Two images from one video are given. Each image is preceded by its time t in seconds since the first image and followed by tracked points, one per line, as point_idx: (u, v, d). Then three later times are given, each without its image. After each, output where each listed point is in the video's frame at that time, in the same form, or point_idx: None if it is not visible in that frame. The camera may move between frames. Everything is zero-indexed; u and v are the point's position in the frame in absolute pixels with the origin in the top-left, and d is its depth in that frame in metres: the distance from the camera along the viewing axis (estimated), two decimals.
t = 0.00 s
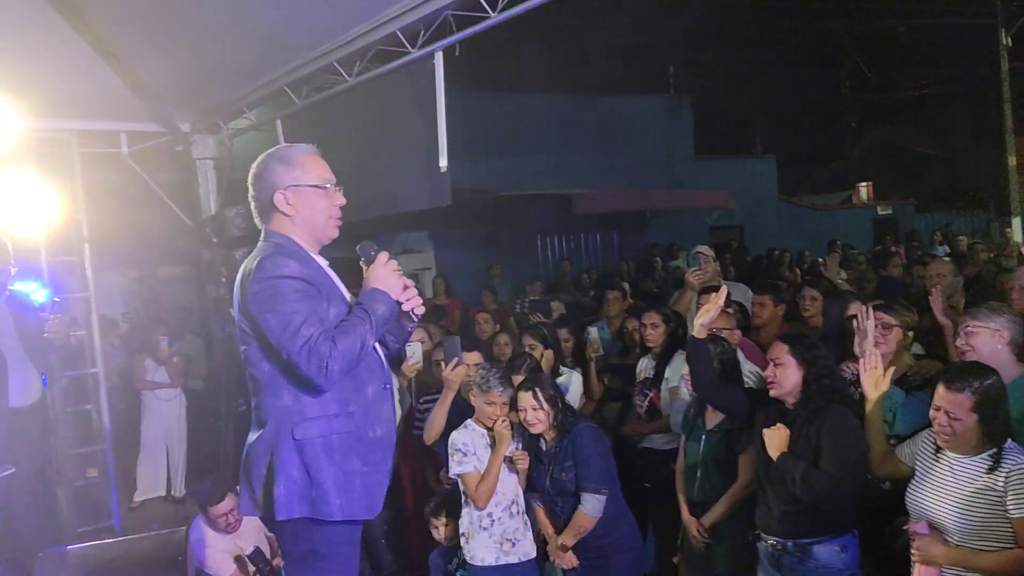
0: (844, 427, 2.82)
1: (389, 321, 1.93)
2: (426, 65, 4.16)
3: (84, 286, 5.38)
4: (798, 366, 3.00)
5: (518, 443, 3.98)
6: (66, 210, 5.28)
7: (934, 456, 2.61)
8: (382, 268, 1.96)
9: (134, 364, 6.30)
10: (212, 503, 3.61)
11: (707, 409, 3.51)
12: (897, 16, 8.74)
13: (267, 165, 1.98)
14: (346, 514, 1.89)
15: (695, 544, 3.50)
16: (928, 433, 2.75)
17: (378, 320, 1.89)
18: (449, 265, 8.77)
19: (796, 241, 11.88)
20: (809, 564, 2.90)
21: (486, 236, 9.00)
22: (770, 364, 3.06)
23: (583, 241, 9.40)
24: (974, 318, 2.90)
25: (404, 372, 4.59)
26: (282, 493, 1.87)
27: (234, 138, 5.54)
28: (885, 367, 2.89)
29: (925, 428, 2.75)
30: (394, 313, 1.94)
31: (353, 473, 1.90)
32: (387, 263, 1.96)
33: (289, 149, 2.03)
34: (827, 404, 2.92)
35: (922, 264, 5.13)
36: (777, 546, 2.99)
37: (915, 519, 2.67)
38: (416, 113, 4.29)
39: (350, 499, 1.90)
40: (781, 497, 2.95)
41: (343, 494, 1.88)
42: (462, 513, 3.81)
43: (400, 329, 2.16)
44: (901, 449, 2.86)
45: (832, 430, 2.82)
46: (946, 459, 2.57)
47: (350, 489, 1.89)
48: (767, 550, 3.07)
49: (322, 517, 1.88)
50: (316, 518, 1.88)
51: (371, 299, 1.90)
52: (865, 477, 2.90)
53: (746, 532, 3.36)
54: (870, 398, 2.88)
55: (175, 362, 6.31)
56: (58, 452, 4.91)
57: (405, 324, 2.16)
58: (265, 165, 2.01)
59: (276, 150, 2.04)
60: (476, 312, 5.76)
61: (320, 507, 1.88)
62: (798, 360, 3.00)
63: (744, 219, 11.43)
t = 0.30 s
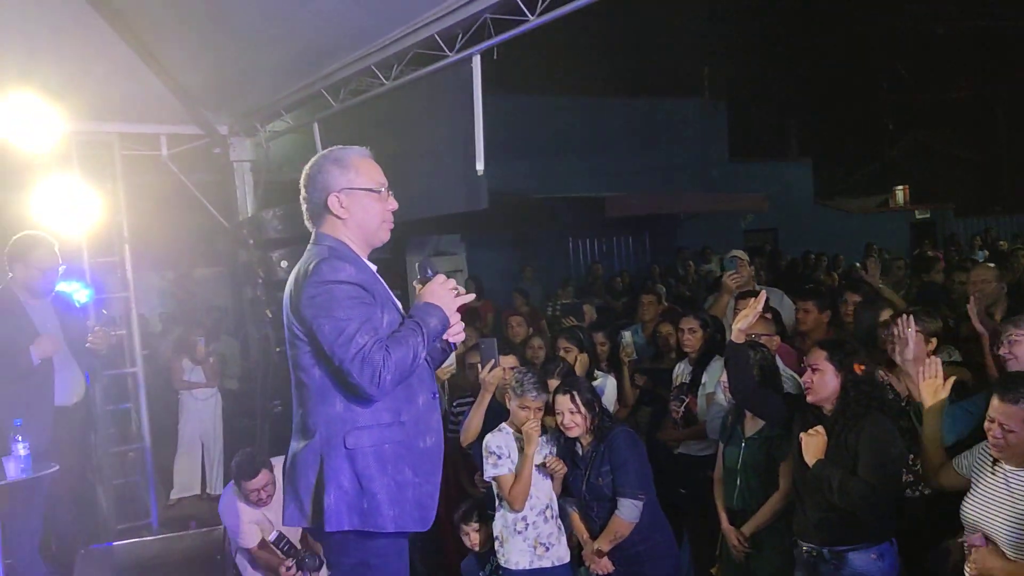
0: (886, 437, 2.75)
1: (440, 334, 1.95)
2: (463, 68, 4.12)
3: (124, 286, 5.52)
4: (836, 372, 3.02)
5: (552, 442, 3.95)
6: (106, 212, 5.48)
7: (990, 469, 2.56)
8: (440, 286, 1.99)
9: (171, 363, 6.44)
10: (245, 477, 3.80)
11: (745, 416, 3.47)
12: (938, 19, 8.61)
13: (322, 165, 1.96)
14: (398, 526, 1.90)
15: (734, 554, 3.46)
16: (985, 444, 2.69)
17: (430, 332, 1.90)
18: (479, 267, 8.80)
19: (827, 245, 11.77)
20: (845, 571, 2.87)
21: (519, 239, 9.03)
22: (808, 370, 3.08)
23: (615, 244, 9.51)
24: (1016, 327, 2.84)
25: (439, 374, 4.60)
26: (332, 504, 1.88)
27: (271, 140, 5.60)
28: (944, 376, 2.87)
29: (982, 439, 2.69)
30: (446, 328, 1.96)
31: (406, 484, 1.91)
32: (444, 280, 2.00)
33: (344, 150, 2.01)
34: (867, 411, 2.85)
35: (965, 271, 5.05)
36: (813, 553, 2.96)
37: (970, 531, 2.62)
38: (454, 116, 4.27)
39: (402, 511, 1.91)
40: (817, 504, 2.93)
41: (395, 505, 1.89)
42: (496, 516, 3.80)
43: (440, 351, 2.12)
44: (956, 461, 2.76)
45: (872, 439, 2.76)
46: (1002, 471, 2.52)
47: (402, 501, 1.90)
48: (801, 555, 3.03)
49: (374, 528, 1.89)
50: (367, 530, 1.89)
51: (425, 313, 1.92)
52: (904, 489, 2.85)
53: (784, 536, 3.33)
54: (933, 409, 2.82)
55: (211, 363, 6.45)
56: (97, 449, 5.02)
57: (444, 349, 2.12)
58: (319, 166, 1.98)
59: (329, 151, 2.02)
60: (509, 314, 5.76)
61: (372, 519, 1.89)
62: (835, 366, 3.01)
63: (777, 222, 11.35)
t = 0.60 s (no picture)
0: (918, 444, 2.77)
1: (465, 360, 1.91)
2: (498, 69, 4.10)
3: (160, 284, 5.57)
4: (868, 376, 2.94)
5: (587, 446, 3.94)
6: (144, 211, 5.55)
7: None
8: (475, 313, 1.97)
9: (207, 361, 6.54)
10: (281, 441, 3.69)
11: (779, 420, 3.44)
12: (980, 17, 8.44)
13: (357, 167, 1.95)
14: (427, 528, 1.89)
15: (768, 560, 3.42)
16: None
17: (454, 354, 1.86)
18: (510, 267, 8.82)
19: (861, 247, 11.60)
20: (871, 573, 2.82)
21: (549, 239, 9.04)
22: (837, 373, 3.01)
23: (646, 245, 9.50)
24: None
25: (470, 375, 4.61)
26: (361, 504, 1.87)
27: (305, 141, 5.65)
28: (998, 381, 2.76)
29: None
30: (474, 353, 1.92)
31: (435, 487, 1.89)
32: (481, 309, 1.98)
33: (380, 152, 2.00)
34: (896, 416, 2.86)
35: (1007, 274, 4.94)
36: (840, 554, 2.92)
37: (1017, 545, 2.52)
38: (488, 117, 4.26)
39: (431, 513, 1.89)
40: (847, 506, 2.89)
41: (424, 507, 1.87)
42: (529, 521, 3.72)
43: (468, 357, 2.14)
44: (1005, 468, 2.72)
45: (905, 445, 2.77)
46: None
47: (431, 503, 1.88)
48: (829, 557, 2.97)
49: (402, 529, 1.87)
50: (396, 531, 1.88)
51: (453, 335, 1.89)
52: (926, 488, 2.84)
53: (813, 540, 3.26)
54: (982, 412, 2.74)
55: (246, 361, 6.53)
56: (134, 445, 5.12)
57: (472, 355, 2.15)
58: (355, 167, 1.97)
59: (366, 153, 2.00)
60: (541, 315, 5.75)
61: (400, 521, 1.87)
62: (868, 369, 2.92)
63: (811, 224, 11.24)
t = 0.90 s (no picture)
0: (946, 443, 2.73)
1: (468, 402, 1.82)
2: (528, 66, 4.07)
3: (190, 281, 5.62)
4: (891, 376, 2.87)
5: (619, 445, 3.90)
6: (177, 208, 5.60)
7: None
8: (496, 365, 1.89)
9: (238, 358, 6.62)
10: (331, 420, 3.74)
11: (809, 421, 3.40)
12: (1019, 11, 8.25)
13: (383, 166, 1.93)
14: (436, 531, 1.83)
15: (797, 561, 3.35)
16: None
17: (454, 392, 1.78)
18: (538, 265, 8.82)
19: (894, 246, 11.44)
20: (896, 570, 2.80)
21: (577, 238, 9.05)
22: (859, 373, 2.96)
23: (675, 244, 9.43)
24: None
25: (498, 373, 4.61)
26: (369, 504, 1.83)
27: (336, 139, 5.67)
28: None
29: None
30: (480, 399, 1.83)
31: (445, 489, 1.84)
32: (503, 362, 1.89)
33: (407, 152, 1.98)
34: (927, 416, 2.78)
35: None
36: (864, 550, 2.88)
37: None
38: (517, 115, 4.24)
39: (441, 515, 1.84)
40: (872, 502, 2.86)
41: (432, 509, 1.82)
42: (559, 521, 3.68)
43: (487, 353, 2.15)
44: None
45: (930, 445, 2.72)
46: None
47: (440, 505, 1.83)
48: (853, 554, 2.94)
49: (410, 531, 1.83)
50: (404, 533, 1.83)
51: (462, 374, 1.81)
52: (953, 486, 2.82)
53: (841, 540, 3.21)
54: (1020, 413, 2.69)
55: (276, 358, 6.59)
56: (166, 439, 5.17)
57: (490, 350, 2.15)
58: (381, 166, 1.96)
59: (394, 152, 1.99)
60: (570, 313, 5.73)
61: (408, 522, 1.82)
62: (891, 370, 2.86)
63: (842, 223, 11.10)
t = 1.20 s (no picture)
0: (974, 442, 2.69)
1: (498, 404, 1.79)
2: (552, 62, 4.04)
3: (217, 277, 5.67)
4: (917, 376, 2.76)
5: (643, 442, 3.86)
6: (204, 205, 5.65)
7: None
8: (526, 365, 1.86)
9: (263, 354, 6.68)
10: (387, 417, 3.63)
11: (835, 418, 3.33)
12: None
13: (408, 162, 1.89)
14: (469, 531, 1.81)
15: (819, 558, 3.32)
16: None
17: (485, 394, 1.75)
18: (562, 262, 8.83)
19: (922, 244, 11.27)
20: (920, 568, 2.76)
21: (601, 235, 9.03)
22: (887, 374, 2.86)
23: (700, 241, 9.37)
24: None
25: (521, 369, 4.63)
26: (401, 505, 1.81)
27: (360, 135, 5.70)
28: None
29: None
30: (511, 399, 1.80)
31: (477, 488, 1.82)
32: (533, 364, 1.86)
33: (432, 148, 1.94)
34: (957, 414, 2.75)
35: None
36: (886, 548, 2.84)
37: None
38: (540, 111, 4.22)
39: (473, 515, 1.82)
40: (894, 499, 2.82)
41: (465, 510, 1.80)
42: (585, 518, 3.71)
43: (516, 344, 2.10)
44: None
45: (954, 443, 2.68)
46: None
47: (473, 505, 1.81)
48: (873, 552, 2.90)
49: (442, 531, 1.81)
50: (436, 534, 1.81)
51: (492, 375, 1.78)
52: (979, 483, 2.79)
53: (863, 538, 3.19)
54: None
55: (300, 353, 6.64)
56: (192, 434, 5.23)
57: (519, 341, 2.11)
58: (405, 163, 1.92)
59: (418, 148, 1.95)
60: (594, 310, 5.73)
61: (440, 523, 1.80)
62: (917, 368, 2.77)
63: (869, 220, 10.97)
